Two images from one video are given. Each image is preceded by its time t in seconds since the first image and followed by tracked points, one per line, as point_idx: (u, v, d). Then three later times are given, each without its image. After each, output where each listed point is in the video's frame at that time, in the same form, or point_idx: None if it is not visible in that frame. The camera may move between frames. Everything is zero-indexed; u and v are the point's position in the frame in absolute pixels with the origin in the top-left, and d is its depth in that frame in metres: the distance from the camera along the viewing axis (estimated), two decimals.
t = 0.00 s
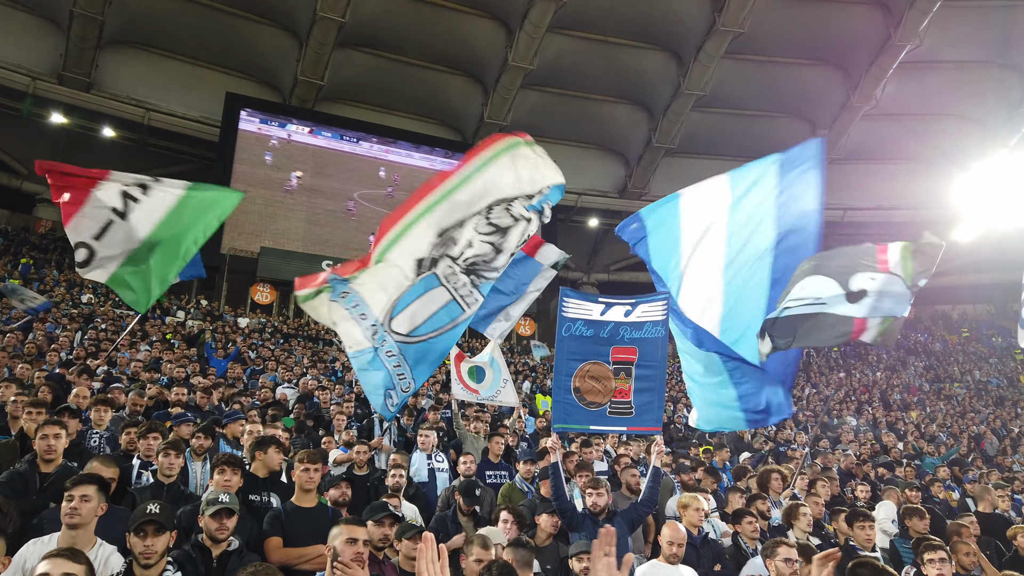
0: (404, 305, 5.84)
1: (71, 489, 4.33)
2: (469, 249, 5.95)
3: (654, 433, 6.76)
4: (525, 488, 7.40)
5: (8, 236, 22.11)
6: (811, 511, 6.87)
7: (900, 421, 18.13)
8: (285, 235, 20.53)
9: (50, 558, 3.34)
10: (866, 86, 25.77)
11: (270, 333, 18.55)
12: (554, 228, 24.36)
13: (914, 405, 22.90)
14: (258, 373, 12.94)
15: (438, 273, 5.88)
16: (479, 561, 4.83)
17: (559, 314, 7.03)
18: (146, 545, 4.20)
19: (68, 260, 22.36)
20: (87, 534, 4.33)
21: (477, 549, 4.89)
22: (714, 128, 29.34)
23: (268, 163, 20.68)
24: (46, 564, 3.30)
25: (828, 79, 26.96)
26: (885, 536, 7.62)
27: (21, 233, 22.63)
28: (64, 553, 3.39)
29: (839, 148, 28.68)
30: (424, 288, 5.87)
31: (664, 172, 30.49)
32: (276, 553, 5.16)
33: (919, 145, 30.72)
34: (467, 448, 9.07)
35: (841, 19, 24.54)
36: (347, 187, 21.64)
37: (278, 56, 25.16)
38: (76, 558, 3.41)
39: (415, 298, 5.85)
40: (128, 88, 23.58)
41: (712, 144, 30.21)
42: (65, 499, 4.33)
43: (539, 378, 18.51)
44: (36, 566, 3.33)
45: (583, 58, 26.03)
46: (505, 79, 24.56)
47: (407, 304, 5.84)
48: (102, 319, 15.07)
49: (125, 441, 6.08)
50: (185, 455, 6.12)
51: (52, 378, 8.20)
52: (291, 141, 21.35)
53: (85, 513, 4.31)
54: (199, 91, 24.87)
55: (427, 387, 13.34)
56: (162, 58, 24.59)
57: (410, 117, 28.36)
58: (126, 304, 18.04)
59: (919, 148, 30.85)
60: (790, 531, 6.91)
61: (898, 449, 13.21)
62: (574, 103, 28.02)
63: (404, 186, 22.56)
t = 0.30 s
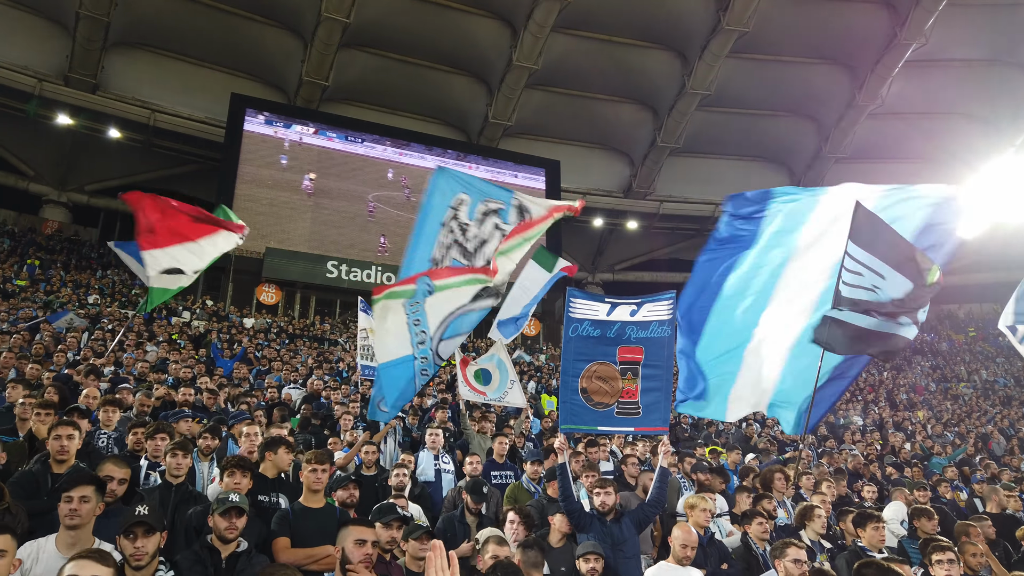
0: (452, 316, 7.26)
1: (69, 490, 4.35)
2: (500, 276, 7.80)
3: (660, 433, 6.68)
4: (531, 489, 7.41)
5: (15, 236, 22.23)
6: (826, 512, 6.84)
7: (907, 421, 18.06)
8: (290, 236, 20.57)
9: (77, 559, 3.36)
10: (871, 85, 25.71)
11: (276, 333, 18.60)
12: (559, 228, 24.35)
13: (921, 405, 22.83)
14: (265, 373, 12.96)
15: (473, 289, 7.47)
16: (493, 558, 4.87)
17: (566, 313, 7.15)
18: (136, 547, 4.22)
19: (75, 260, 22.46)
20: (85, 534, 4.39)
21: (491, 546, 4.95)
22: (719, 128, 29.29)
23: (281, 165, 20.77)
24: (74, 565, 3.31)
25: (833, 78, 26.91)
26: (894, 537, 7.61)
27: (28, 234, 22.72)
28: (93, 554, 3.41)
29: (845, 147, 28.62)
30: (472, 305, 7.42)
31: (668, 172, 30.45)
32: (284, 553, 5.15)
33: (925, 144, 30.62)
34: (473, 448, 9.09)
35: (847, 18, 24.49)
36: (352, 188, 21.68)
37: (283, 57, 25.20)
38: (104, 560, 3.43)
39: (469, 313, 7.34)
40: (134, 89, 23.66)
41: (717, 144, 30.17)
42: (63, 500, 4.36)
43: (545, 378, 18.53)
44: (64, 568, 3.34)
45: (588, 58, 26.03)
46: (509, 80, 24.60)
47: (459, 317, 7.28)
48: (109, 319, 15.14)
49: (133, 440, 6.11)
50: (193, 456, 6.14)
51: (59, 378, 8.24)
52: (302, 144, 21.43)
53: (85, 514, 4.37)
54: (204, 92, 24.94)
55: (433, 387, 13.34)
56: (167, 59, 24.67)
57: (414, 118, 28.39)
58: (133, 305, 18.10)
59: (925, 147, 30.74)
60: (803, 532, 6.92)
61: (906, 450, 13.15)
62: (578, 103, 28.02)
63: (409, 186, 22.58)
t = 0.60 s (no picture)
0: (415, 320, 5.97)
1: (58, 489, 4.28)
2: (430, 242, 6.41)
3: (670, 434, 6.72)
4: (541, 489, 7.42)
5: (24, 238, 22.36)
6: (842, 514, 6.83)
7: (917, 421, 17.98)
8: (296, 237, 20.55)
9: (89, 562, 3.37)
10: (879, 83, 25.62)
11: (284, 334, 18.65)
12: (565, 228, 24.33)
13: (930, 405, 22.73)
14: (272, 373, 12.98)
15: (416, 277, 6.15)
16: (510, 553, 4.90)
17: (575, 313, 7.03)
18: (139, 549, 4.27)
19: (83, 262, 22.55)
20: (73, 533, 4.33)
21: (505, 544, 4.95)
22: (725, 127, 29.22)
23: (288, 166, 20.82)
24: (87, 569, 3.32)
25: (840, 77, 26.83)
26: (905, 539, 7.58)
27: (38, 236, 22.87)
28: (103, 557, 3.42)
29: (852, 146, 28.51)
30: (427, 291, 6.18)
31: (675, 171, 30.40)
32: (294, 554, 5.17)
33: (933, 142, 30.47)
34: (481, 448, 9.09)
35: (853, 16, 24.43)
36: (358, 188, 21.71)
37: (290, 58, 25.25)
38: (114, 562, 3.44)
39: (430, 299, 6.17)
40: (141, 91, 23.76)
41: (724, 142, 30.10)
42: (51, 499, 4.30)
43: (552, 378, 18.53)
44: (75, 571, 3.35)
45: (594, 57, 26.01)
46: (515, 80, 24.61)
47: (426, 314, 6.09)
48: (118, 320, 15.21)
49: (144, 442, 6.13)
50: (203, 456, 6.16)
51: (70, 379, 8.28)
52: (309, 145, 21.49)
53: (72, 513, 4.31)
54: (210, 94, 25.02)
55: (440, 388, 13.33)
56: (174, 61, 24.76)
57: (420, 118, 28.39)
58: (141, 306, 18.20)
59: (933, 145, 30.60)
60: (818, 534, 6.93)
61: (915, 449, 13.09)
62: (584, 102, 28.00)
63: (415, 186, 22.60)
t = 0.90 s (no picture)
0: (359, 311, 5.73)
1: (53, 490, 4.30)
2: (327, 231, 5.99)
3: (684, 434, 6.71)
4: (554, 488, 7.40)
5: (41, 242, 22.60)
6: (855, 513, 6.79)
7: (934, 420, 17.83)
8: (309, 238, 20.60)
9: (70, 562, 3.40)
10: (892, 78, 25.44)
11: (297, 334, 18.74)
12: (577, 227, 24.28)
13: (947, 403, 22.51)
14: (287, 375, 13.03)
15: (337, 269, 5.84)
16: (524, 553, 4.90)
17: (589, 311, 6.98)
18: (170, 547, 4.29)
19: (99, 264, 22.74)
20: (70, 533, 4.35)
21: (519, 542, 4.95)
22: (738, 125, 29.09)
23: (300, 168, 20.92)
24: (68, 570, 3.35)
25: (853, 73, 26.67)
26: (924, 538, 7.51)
27: (54, 239, 23.07)
28: (83, 557, 3.44)
29: (866, 142, 28.31)
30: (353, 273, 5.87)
31: (687, 169, 30.28)
32: (310, 553, 5.20)
33: (948, 138, 30.23)
34: (495, 448, 9.10)
35: (866, 12, 24.30)
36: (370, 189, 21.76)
37: (301, 61, 25.36)
38: (94, 561, 3.46)
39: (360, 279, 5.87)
40: (155, 94, 23.96)
41: (736, 140, 29.97)
42: (47, 500, 4.31)
43: (565, 377, 18.51)
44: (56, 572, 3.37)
45: (605, 56, 25.97)
46: (526, 79, 24.62)
47: (366, 297, 5.83)
48: (134, 322, 15.33)
49: (160, 442, 6.18)
50: (219, 456, 6.20)
51: (88, 381, 8.35)
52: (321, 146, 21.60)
53: (70, 514, 4.33)
54: (223, 97, 25.17)
55: (453, 388, 13.33)
56: (187, 64, 24.93)
57: (431, 118, 28.44)
58: (156, 308, 18.33)
59: (948, 141, 30.36)
60: (832, 533, 6.86)
61: (932, 448, 12.99)
62: (596, 102, 27.98)
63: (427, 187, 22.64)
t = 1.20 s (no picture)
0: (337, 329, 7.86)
1: (70, 493, 4.33)
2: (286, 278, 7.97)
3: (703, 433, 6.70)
4: (569, 488, 7.41)
5: (57, 246, 22.81)
6: (862, 511, 6.75)
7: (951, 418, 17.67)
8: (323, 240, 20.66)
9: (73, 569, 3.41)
10: (907, 74, 25.23)
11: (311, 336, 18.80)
12: (589, 226, 24.23)
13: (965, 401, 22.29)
14: (300, 376, 13.07)
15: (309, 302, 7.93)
16: (533, 555, 4.90)
17: (606, 311, 6.94)
18: (205, 547, 4.39)
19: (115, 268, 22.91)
20: (90, 536, 4.40)
21: (527, 544, 4.95)
22: (750, 122, 28.94)
23: (312, 170, 21.00)
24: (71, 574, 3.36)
25: (867, 69, 26.49)
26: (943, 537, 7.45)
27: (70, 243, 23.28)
28: (90, 563, 3.44)
29: (881, 139, 28.09)
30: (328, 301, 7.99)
31: (699, 168, 30.14)
32: (324, 555, 5.21)
33: (963, 133, 29.96)
34: (509, 449, 9.09)
35: (879, 8, 24.12)
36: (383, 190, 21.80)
37: (313, 63, 25.45)
38: (100, 566, 3.47)
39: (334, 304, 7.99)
40: (169, 98, 24.13)
41: (748, 138, 29.82)
42: (65, 503, 4.35)
43: (579, 377, 18.46)
44: None
45: (616, 55, 25.91)
46: (537, 79, 24.61)
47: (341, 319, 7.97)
48: (149, 325, 15.43)
49: (177, 444, 6.22)
50: (235, 459, 6.23)
51: (104, 384, 8.42)
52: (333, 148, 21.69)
53: (87, 516, 4.36)
54: (235, 100, 25.31)
55: (465, 389, 13.33)
56: (200, 68, 25.10)
57: (442, 119, 28.47)
58: (171, 311, 18.45)
59: (963, 136, 30.09)
60: (840, 532, 6.79)
61: (949, 447, 12.87)
62: (607, 101, 27.93)
63: (439, 187, 22.66)
